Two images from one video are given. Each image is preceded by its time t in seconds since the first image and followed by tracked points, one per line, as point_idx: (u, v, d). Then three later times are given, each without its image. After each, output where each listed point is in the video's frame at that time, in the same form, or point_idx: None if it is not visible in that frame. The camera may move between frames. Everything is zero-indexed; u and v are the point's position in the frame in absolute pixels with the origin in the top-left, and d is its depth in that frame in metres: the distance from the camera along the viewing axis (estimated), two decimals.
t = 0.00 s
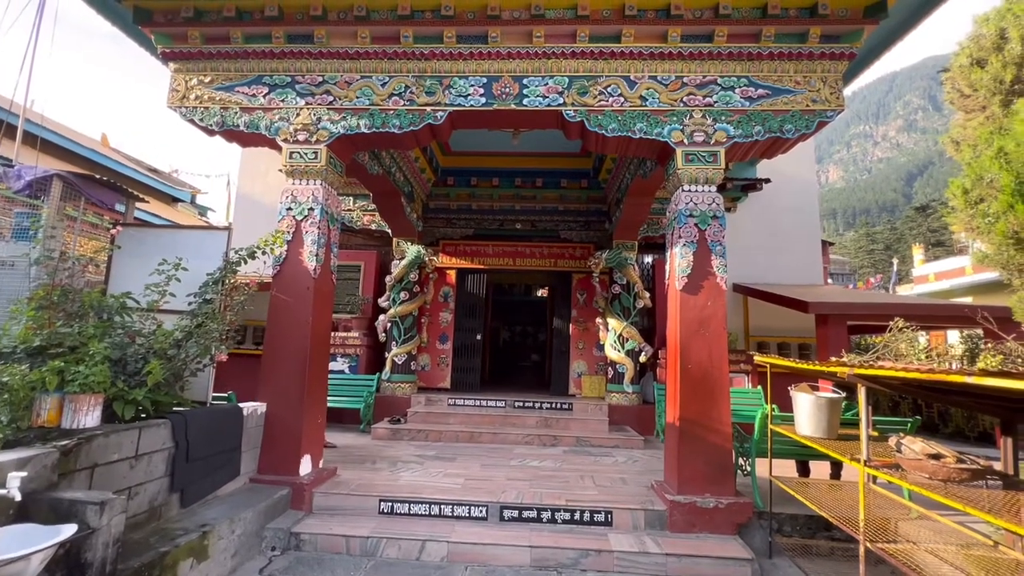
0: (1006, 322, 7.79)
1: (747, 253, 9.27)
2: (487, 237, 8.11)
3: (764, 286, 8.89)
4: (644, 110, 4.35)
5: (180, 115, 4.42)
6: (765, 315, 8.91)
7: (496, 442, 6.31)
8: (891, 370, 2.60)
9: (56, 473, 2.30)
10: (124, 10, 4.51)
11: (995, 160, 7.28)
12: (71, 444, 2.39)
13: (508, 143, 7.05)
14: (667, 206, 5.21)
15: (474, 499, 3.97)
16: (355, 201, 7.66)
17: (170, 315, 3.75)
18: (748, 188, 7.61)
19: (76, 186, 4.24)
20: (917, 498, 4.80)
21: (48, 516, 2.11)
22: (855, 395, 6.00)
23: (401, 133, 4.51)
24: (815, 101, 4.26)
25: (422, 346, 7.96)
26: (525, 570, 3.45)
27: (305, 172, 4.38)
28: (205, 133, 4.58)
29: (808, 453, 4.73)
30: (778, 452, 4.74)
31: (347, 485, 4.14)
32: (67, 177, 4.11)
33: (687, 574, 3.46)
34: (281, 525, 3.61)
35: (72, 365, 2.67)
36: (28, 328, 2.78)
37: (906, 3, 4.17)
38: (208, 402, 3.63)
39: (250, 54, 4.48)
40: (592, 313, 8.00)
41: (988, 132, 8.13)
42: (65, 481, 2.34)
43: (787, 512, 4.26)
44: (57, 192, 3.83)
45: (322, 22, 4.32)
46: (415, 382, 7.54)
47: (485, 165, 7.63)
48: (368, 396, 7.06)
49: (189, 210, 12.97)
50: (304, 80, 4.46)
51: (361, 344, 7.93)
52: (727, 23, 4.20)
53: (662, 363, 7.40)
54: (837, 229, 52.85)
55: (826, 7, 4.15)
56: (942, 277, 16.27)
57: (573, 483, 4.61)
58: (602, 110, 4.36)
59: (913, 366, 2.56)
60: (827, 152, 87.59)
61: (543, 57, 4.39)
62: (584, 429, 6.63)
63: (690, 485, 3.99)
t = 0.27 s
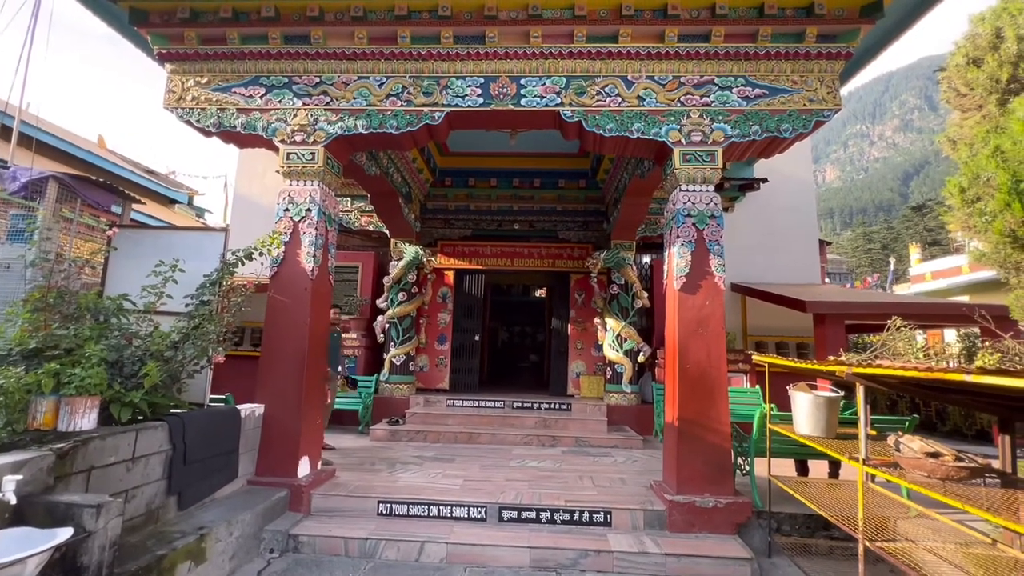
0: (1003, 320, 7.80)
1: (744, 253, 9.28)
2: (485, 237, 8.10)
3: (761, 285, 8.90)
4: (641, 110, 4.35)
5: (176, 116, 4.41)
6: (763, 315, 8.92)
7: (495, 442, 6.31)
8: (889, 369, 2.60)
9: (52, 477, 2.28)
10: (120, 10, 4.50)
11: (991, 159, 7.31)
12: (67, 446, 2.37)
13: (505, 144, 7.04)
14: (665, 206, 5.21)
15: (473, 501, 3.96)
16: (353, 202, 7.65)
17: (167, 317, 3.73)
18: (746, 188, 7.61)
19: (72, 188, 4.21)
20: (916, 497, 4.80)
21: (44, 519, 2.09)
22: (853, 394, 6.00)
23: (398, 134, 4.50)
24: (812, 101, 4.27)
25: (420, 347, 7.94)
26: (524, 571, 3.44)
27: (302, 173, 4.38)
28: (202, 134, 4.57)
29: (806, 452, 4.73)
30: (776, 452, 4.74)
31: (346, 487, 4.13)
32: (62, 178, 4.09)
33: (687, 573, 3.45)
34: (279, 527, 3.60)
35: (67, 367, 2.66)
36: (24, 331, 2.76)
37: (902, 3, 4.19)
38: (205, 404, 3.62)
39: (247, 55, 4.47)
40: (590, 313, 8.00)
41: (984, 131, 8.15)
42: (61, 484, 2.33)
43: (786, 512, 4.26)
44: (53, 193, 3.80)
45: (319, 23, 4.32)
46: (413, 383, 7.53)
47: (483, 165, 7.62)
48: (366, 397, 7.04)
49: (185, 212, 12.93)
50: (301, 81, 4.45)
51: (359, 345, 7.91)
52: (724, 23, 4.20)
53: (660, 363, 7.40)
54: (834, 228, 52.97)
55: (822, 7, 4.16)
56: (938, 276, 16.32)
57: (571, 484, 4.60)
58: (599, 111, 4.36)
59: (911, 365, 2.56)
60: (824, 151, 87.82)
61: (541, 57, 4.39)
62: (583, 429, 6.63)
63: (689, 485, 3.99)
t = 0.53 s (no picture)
0: (1003, 319, 7.79)
1: (743, 253, 9.28)
2: (484, 239, 8.09)
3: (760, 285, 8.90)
4: (640, 110, 4.35)
5: (175, 119, 4.40)
6: (762, 315, 8.92)
7: (495, 444, 6.30)
8: (889, 368, 2.59)
9: (49, 480, 2.27)
10: (117, 12, 4.49)
11: (990, 157, 7.31)
12: (65, 450, 2.36)
13: (503, 145, 7.04)
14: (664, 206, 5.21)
15: (473, 502, 3.95)
16: (351, 204, 7.64)
17: (166, 320, 3.72)
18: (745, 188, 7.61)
19: (70, 190, 4.19)
20: (917, 496, 4.79)
21: (42, 523, 2.08)
22: (853, 393, 6.00)
23: (397, 135, 4.49)
24: (810, 100, 4.27)
25: (419, 348, 7.93)
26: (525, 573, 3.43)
27: (301, 175, 4.37)
28: (200, 136, 4.56)
29: (807, 452, 4.73)
30: (777, 452, 4.74)
31: (345, 489, 4.12)
32: (60, 181, 4.08)
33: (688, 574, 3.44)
34: (278, 529, 3.59)
35: (65, 370, 2.65)
36: (21, 334, 2.75)
37: (900, 3, 4.19)
38: (204, 406, 3.60)
39: (245, 56, 4.46)
40: (590, 314, 7.99)
41: (983, 129, 8.16)
42: (59, 488, 2.32)
43: (786, 512, 4.25)
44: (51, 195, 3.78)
45: (317, 24, 4.31)
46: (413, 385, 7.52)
47: (481, 167, 7.62)
48: (366, 399, 7.03)
49: (184, 214, 12.91)
50: (299, 82, 4.44)
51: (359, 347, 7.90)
52: (722, 23, 4.20)
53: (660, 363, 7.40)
54: (832, 228, 53.02)
55: (820, 6, 4.16)
56: (937, 275, 16.34)
57: (572, 485, 4.60)
58: (598, 111, 4.36)
59: (912, 364, 2.55)
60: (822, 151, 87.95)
61: (539, 58, 4.39)
62: (583, 430, 6.63)
63: (690, 485, 3.98)
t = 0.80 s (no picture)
0: (1006, 318, 7.76)
1: (744, 253, 9.27)
2: (485, 240, 8.09)
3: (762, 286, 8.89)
4: (640, 111, 4.34)
5: (175, 122, 4.41)
6: (764, 315, 8.91)
7: (496, 446, 6.29)
8: (891, 367, 2.58)
9: (49, 484, 2.26)
10: (118, 16, 4.50)
11: (992, 156, 7.31)
12: (65, 453, 2.36)
13: (504, 147, 7.04)
14: (664, 207, 5.20)
15: (474, 504, 3.94)
16: (352, 206, 7.64)
17: (166, 323, 3.71)
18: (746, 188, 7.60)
19: (71, 194, 4.19)
20: (920, 496, 4.77)
21: (42, 527, 2.08)
22: (856, 393, 5.98)
23: (397, 138, 4.49)
24: (811, 100, 4.26)
25: (420, 350, 7.93)
26: None
27: (301, 177, 4.37)
28: (201, 139, 4.56)
29: (809, 453, 4.71)
30: (779, 452, 4.72)
31: (347, 492, 4.11)
32: (61, 185, 4.08)
33: None
34: (279, 532, 3.58)
35: (66, 374, 2.64)
36: (23, 338, 2.74)
37: (900, 2, 4.19)
38: (204, 409, 3.60)
39: (245, 59, 4.46)
40: (591, 315, 7.98)
41: (984, 128, 8.16)
42: (59, 491, 2.31)
43: (789, 513, 4.23)
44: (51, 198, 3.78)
45: (317, 27, 4.32)
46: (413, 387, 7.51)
47: (482, 168, 7.62)
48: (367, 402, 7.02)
49: (185, 217, 12.93)
50: (299, 85, 4.44)
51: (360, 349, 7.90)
52: (722, 23, 4.20)
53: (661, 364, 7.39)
54: (833, 228, 52.96)
55: (819, 6, 4.16)
56: (938, 274, 16.32)
57: (573, 486, 4.59)
58: (598, 112, 4.36)
59: (914, 363, 2.55)
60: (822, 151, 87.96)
61: (539, 59, 4.39)
62: (584, 431, 6.62)
63: (692, 486, 3.97)
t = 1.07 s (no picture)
0: (1011, 317, 7.71)
1: (746, 254, 9.25)
2: (486, 242, 8.09)
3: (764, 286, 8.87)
4: (640, 112, 4.34)
5: (177, 127, 4.42)
6: (766, 315, 8.89)
7: (498, 448, 6.29)
8: (896, 367, 2.57)
9: (53, 488, 2.27)
10: (121, 21, 4.52)
11: (994, 154, 7.29)
12: (69, 457, 2.36)
13: (505, 149, 7.05)
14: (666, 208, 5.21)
15: (478, 507, 3.94)
16: (354, 209, 7.65)
17: (169, 327, 3.71)
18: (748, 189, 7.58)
19: (74, 198, 4.21)
20: (925, 497, 4.75)
21: (46, 531, 2.08)
22: (860, 394, 5.95)
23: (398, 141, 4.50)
24: (812, 100, 4.25)
25: (422, 353, 7.93)
26: None
27: (303, 181, 4.37)
28: (203, 143, 4.58)
29: (814, 454, 4.69)
30: (783, 453, 4.70)
31: (349, 495, 4.11)
32: (64, 189, 4.09)
33: None
34: (282, 536, 3.57)
35: (70, 378, 2.64)
36: (26, 342, 2.74)
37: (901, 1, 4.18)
38: (207, 412, 3.60)
39: (246, 64, 4.48)
40: (593, 317, 7.98)
41: (986, 126, 8.14)
42: (63, 495, 2.31)
43: (794, 514, 4.20)
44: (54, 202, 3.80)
45: (318, 31, 4.33)
46: (416, 390, 7.51)
47: (483, 171, 7.63)
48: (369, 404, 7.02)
49: (188, 222, 12.97)
50: (300, 89, 4.45)
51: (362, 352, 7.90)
52: (723, 24, 4.19)
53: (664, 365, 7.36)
54: (836, 228, 52.83)
55: (820, 6, 4.15)
56: (942, 274, 16.26)
57: (577, 488, 4.58)
58: (598, 113, 4.36)
59: (919, 363, 2.53)
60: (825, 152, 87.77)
61: (539, 61, 4.39)
62: (587, 433, 6.60)
63: (695, 488, 3.95)
